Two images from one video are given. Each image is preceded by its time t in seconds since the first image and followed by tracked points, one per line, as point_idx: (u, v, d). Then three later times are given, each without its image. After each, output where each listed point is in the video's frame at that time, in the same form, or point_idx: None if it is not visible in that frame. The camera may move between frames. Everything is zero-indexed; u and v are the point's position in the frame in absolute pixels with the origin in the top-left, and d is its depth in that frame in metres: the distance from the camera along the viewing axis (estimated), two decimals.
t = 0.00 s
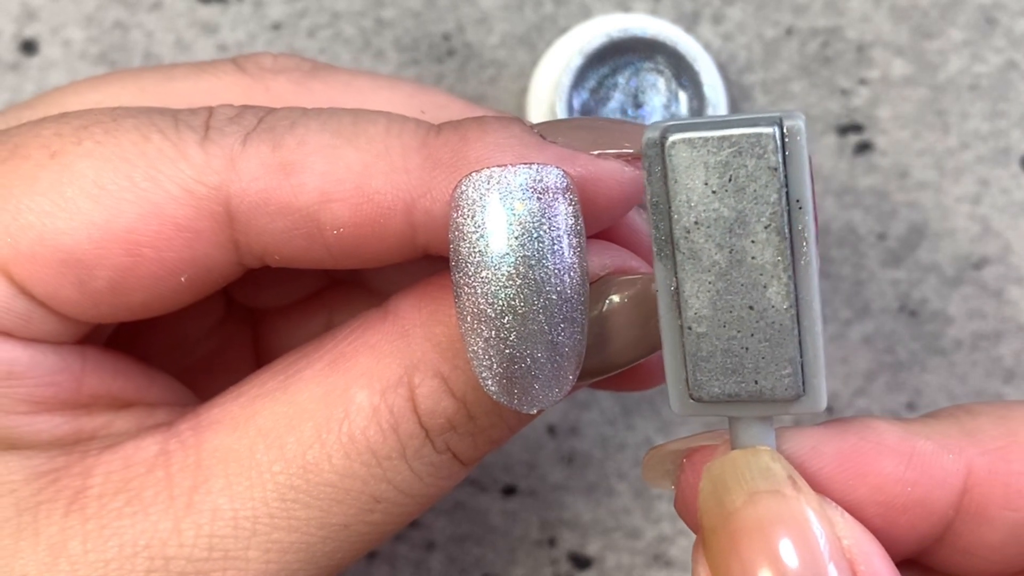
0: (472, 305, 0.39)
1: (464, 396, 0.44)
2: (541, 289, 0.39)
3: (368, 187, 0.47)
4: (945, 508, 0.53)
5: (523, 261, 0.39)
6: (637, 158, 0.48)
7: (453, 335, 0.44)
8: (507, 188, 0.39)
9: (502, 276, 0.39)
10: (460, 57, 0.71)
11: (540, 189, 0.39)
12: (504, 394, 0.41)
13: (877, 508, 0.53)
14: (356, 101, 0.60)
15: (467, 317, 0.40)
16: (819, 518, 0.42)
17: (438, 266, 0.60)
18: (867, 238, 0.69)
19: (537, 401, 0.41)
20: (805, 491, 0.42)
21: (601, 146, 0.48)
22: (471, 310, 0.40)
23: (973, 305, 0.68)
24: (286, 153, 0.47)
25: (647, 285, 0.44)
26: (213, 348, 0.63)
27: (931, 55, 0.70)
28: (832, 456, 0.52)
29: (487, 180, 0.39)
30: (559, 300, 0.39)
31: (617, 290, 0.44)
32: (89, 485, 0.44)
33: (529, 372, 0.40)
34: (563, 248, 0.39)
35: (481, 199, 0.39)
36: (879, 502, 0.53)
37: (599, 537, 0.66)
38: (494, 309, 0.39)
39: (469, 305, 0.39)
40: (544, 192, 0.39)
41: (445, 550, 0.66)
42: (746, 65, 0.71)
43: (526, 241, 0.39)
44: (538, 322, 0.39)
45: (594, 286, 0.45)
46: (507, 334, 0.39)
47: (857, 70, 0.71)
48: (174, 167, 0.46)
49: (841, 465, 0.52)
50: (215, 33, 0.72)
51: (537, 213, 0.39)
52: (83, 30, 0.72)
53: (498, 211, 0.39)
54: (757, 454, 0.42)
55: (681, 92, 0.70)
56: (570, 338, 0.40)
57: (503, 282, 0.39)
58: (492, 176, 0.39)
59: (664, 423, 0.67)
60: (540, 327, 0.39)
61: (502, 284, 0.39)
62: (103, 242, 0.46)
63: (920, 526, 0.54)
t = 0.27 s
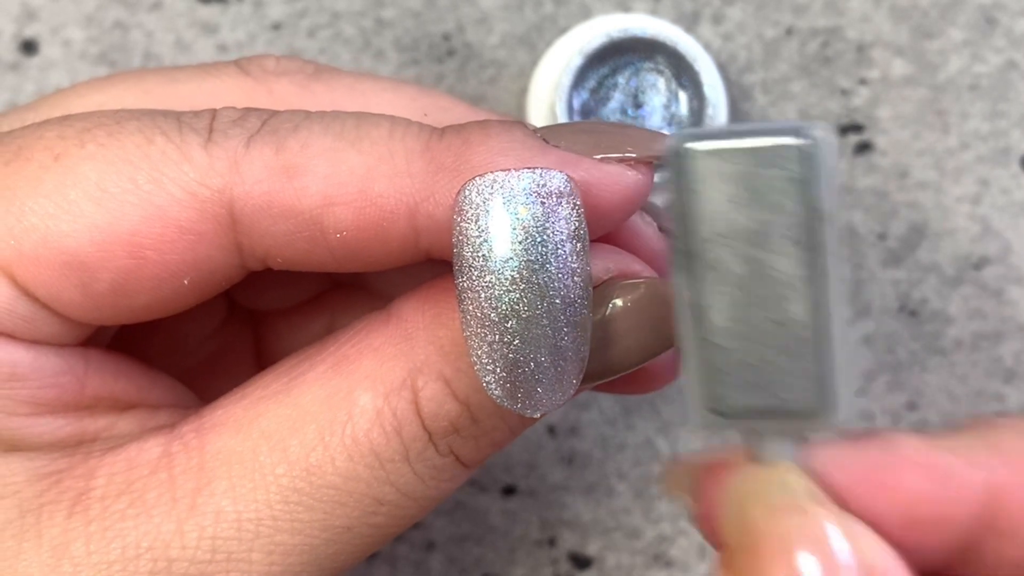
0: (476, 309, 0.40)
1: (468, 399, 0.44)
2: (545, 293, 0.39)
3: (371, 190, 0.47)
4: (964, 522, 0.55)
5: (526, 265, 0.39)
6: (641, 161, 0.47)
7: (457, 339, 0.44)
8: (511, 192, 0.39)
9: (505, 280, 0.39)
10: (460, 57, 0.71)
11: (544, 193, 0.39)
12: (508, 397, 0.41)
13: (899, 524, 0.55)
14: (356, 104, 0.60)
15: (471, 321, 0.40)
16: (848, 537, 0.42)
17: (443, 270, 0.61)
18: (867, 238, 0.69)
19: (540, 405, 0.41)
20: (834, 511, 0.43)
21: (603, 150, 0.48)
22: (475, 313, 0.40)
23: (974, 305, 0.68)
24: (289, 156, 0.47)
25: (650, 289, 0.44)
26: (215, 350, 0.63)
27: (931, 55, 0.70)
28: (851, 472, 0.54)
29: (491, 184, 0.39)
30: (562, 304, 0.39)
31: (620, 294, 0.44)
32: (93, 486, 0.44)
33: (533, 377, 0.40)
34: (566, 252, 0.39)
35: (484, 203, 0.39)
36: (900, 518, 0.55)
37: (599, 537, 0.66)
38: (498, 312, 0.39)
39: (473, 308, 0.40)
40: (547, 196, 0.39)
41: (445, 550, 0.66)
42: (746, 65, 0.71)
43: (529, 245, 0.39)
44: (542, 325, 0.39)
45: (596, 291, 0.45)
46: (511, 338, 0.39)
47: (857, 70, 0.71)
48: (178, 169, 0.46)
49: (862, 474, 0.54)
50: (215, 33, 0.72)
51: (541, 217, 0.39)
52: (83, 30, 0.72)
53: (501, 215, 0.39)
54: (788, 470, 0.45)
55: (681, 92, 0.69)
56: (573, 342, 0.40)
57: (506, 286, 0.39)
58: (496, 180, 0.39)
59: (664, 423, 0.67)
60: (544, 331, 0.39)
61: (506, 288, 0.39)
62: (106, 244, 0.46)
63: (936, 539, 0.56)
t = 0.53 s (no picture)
0: (479, 305, 0.40)
1: (471, 397, 0.44)
2: (549, 290, 0.39)
3: (374, 186, 0.47)
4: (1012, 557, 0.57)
5: (529, 262, 0.39)
6: (640, 158, 0.48)
7: (461, 335, 0.44)
8: (514, 189, 0.39)
9: (509, 277, 0.39)
10: (460, 57, 0.71)
11: (546, 190, 0.39)
12: (511, 393, 0.41)
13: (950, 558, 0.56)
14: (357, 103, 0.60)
15: (474, 318, 0.40)
16: None
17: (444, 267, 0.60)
18: (867, 238, 0.69)
19: (544, 400, 0.41)
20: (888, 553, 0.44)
21: (603, 148, 0.48)
22: (478, 310, 0.40)
23: (973, 305, 0.68)
24: (292, 152, 0.47)
25: (652, 286, 0.44)
26: (219, 348, 0.64)
27: (931, 55, 0.70)
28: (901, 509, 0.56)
29: (494, 181, 0.39)
30: (565, 301, 0.39)
31: (623, 291, 0.44)
32: (96, 484, 0.44)
33: (536, 372, 0.40)
34: (570, 248, 0.39)
35: (487, 200, 0.39)
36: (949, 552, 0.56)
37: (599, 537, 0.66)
38: (502, 309, 0.39)
39: (477, 305, 0.40)
40: (549, 192, 0.39)
41: (445, 550, 0.66)
42: (746, 65, 0.71)
43: (533, 242, 0.39)
44: (546, 323, 0.39)
45: (598, 288, 0.44)
46: (515, 335, 0.40)
47: (857, 70, 0.71)
48: (180, 165, 0.46)
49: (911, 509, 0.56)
50: (215, 33, 0.72)
51: (544, 213, 0.39)
52: (83, 30, 0.72)
53: (504, 212, 0.39)
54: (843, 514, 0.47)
55: (681, 92, 0.70)
56: (576, 338, 0.40)
57: (509, 283, 0.39)
58: (498, 177, 0.39)
59: (664, 423, 0.68)
60: (547, 327, 0.39)
61: (509, 285, 0.39)
62: (109, 241, 0.46)
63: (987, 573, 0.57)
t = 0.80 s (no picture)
0: (475, 297, 0.40)
1: (468, 389, 0.44)
2: (544, 281, 0.39)
3: (370, 179, 0.47)
4: None
5: (524, 253, 0.39)
6: (634, 151, 0.48)
7: (456, 326, 0.44)
8: (508, 181, 0.39)
9: (504, 268, 0.39)
10: (460, 57, 0.71)
11: (541, 181, 0.39)
12: (508, 384, 0.41)
13: None
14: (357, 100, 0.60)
15: (470, 310, 0.40)
16: None
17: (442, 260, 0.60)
18: (867, 238, 0.69)
19: (540, 391, 0.41)
20: None
21: (596, 141, 0.48)
22: (474, 302, 0.40)
23: (973, 305, 0.68)
24: (288, 145, 0.47)
25: (646, 278, 0.44)
26: (216, 346, 0.64)
27: (931, 55, 0.70)
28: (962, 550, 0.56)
29: (489, 173, 0.39)
30: (561, 292, 0.39)
31: (617, 282, 0.44)
32: (96, 478, 0.44)
33: (532, 363, 0.40)
34: (564, 239, 0.39)
35: (482, 192, 0.39)
36: None
37: (599, 536, 0.66)
38: (498, 301, 0.39)
39: (472, 296, 0.40)
40: (544, 183, 0.39)
41: (445, 550, 0.66)
42: (746, 65, 0.71)
43: (528, 233, 0.39)
44: (541, 313, 0.39)
45: (593, 279, 0.44)
46: (511, 326, 0.40)
47: (857, 70, 0.71)
48: (177, 158, 0.46)
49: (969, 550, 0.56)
50: (215, 33, 0.72)
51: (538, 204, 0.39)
52: (83, 30, 0.72)
53: (499, 204, 0.39)
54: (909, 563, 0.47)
55: (681, 92, 0.69)
56: (572, 329, 0.40)
57: (505, 274, 0.39)
58: (493, 168, 0.39)
59: (664, 423, 0.67)
60: (543, 318, 0.39)
61: (505, 276, 0.39)
62: (107, 234, 0.46)
63: None
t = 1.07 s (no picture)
0: (469, 296, 0.40)
1: (463, 387, 0.44)
2: (538, 279, 0.39)
3: (363, 178, 0.47)
4: None
5: (517, 252, 0.39)
6: (628, 148, 0.48)
7: (451, 326, 0.44)
8: (501, 180, 0.39)
9: (497, 267, 0.39)
10: (460, 57, 0.71)
11: (533, 180, 0.39)
12: (503, 383, 0.42)
13: None
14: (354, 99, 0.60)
15: (465, 309, 0.40)
16: None
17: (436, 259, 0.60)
18: (866, 238, 0.69)
19: (536, 389, 0.42)
20: None
21: (591, 139, 0.48)
22: (469, 301, 0.40)
23: (973, 305, 0.68)
24: (282, 144, 0.47)
25: (641, 276, 0.44)
26: (214, 342, 0.64)
27: (931, 55, 0.70)
28: None
29: (481, 172, 0.39)
30: (555, 291, 0.39)
31: (613, 280, 0.44)
32: (90, 478, 0.44)
33: (526, 362, 0.41)
34: (558, 237, 0.39)
35: (475, 192, 0.39)
36: None
37: (599, 536, 0.66)
38: (492, 300, 0.39)
39: (467, 296, 0.40)
40: (537, 182, 0.39)
41: (445, 550, 0.66)
42: (746, 65, 0.71)
43: (521, 232, 0.39)
44: (536, 312, 0.39)
45: (587, 278, 0.44)
46: (506, 325, 0.40)
47: (857, 70, 0.71)
48: (170, 157, 0.46)
49: None
50: (215, 33, 0.72)
51: (531, 203, 0.39)
52: (83, 30, 0.72)
53: (491, 203, 0.39)
54: None
55: (681, 92, 0.69)
56: (567, 328, 0.40)
57: (499, 274, 0.39)
58: (485, 167, 0.39)
59: (664, 423, 0.67)
60: (537, 318, 0.39)
61: (498, 275, 0.39)
62: (100, 234, 0.46)
63: None
